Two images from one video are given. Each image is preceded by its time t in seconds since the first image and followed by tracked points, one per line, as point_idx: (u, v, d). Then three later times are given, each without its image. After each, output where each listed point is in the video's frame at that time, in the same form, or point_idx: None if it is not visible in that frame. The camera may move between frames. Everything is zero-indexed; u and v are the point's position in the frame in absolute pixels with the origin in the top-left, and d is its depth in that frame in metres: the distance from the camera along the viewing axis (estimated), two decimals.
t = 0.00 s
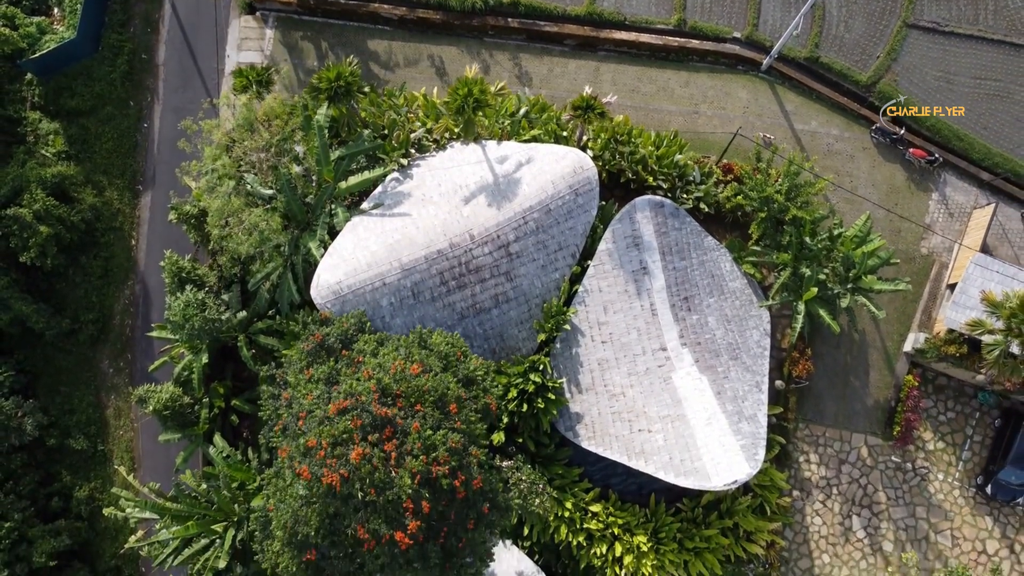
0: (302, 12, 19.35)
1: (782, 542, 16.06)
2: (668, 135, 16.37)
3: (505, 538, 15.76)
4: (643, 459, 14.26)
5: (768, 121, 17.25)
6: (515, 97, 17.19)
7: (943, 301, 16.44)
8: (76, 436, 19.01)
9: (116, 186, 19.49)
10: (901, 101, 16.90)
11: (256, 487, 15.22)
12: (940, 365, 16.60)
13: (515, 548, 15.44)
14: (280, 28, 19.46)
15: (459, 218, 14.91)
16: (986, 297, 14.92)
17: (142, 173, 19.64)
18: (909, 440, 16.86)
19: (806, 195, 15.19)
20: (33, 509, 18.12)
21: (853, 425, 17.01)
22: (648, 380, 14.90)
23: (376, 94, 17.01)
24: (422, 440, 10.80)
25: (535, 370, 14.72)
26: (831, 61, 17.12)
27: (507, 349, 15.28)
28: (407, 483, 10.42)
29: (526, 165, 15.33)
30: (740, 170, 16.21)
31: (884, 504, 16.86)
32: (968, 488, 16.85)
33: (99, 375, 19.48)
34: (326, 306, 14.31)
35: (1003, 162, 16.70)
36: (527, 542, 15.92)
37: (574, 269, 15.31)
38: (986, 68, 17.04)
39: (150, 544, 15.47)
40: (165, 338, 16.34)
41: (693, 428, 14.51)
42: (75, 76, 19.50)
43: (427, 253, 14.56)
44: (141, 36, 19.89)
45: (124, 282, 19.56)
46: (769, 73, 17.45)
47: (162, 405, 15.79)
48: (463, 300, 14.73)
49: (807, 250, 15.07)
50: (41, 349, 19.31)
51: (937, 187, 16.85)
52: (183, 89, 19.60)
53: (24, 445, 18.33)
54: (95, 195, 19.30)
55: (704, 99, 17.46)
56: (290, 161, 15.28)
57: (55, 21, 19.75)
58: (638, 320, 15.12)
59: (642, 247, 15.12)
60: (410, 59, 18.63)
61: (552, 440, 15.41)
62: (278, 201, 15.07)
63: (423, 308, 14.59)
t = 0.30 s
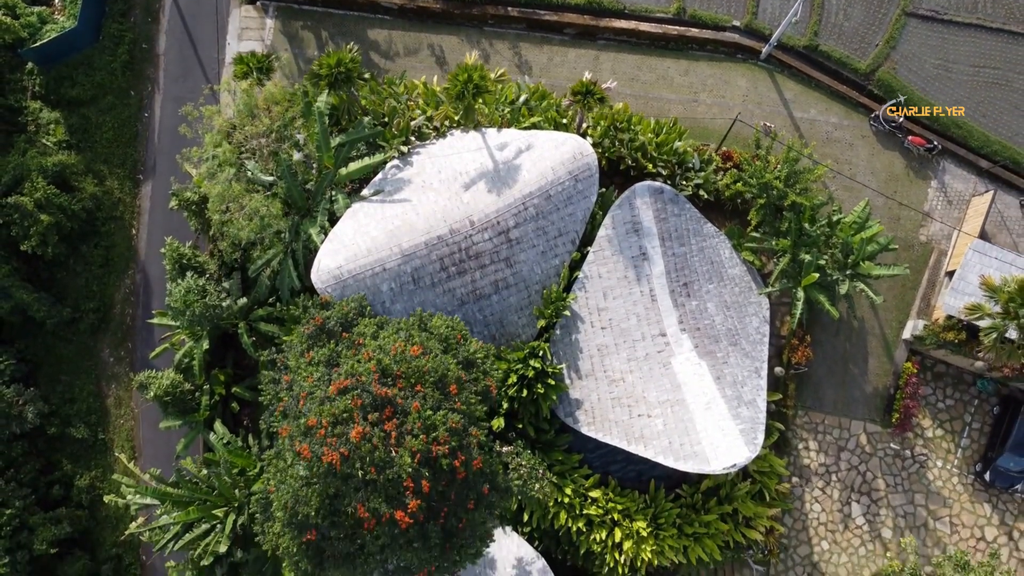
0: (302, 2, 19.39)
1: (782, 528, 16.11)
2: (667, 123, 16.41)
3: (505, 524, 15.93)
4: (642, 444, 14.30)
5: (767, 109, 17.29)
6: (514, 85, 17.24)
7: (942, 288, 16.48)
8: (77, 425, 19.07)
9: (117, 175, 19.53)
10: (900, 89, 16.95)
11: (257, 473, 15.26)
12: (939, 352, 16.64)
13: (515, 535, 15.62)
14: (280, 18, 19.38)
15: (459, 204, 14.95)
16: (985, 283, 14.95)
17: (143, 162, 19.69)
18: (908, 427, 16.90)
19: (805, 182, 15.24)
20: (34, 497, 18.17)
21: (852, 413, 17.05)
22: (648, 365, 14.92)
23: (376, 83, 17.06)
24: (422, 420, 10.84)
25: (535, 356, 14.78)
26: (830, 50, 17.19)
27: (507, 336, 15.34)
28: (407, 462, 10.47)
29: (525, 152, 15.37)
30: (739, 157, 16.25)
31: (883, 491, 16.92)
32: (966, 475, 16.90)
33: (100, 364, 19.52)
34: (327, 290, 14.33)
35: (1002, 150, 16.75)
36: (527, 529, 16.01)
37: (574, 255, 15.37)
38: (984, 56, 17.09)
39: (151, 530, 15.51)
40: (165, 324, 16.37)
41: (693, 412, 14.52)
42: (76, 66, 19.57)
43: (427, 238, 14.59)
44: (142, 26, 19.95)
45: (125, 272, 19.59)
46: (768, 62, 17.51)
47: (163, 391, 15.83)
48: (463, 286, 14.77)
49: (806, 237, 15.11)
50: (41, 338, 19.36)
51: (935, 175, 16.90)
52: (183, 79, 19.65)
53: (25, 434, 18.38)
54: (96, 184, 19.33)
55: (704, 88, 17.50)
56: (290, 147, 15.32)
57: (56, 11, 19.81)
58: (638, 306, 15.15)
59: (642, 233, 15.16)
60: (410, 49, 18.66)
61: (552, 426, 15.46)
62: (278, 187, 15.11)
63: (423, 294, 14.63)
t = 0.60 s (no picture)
0: None
1: (781, 514, 16.18)
2: (667, 110, 16.46)
3: (505, 510, 16.06)
4: (642, 428, 14.36)
5: (766, 97, 17.35)
6: (515, 73, 17.29)
7: (940, 275, 16.55)
8: (78, 414, 19.15)
9: (118, 165, 19.60)
10: (899, 76, 17.01)
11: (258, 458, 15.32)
12: (938, 339, 16.70)
13: (515, 520, 15.76)
14: (281, 8, 19.52)
15: (459, 190, 15.01)
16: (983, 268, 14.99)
17: (144, 151, 19.75)
18: (907, 414, 16.96)
19: (804, 167, 15.29)
20: (36, 485, 18.23)
21: (851, 400, 17.10)
22: (647, 350, 14.96)
23: (377, 71, 17.12)
24: (422, 399, 10.89)
25: (535, 342, 14.85)
26: (829, 38, 17.26)
27: (508, 322, 15.43)
28: (408, 440, 10.52)
29: (525, 138, 15.43)
30: (738, 144, 16.30)
31: (882, 477, 16.98)
32: (965, 462, 16.96)
33: (101, 353, 19.58)
34: (328, 275, 14.37)
35: (1000, 137, 16.81)
36: (527, 514, 16.09)
37: (574, 242, 15.45)
38: (983, 44, 17.16)
39: (152, 515, 15.57)
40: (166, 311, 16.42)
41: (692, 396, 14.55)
42: (77, 55, 19.62)
43: (427, 224, 14.63)
44: (143, 16, 20.02)
45: (125, 261, 19.65)
46: (767, 50, 17.58)
47: (164, 377, 15.89)
48: (463, 272, 14.83)
49: (805, 223, 15.17)
50: (42, 327, 19.41)
51: (934, 162, 16.96)
52: (183, 69, 19.72)
53: (27, 421, 18.46)
54: (97, 173, 19.38)
55: (703, 76, 17.55)
56: (291, 133, 15.37)
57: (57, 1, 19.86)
58: (637, 291, 15.20)
59: (642, 218, 15.21)
60: (410, 38, 18.72)
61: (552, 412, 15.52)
62: (279, 173, 15.17)
63: (424, 279, 14.69)
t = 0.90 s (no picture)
0: None
1: (779, 499, 16.26)
2: (666, 97, 16.53)
3: (505, 496, 16.15)
4: (642, 412, 14.44)
5: (765, 85, 17.42)
6: (514, 61, 17.36)
7: (939, 262, 16.61)
8: (79, 401, 19.24)
9: (120, 154, 19.68)
10: (897, 64, 17.09)
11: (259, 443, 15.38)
12: (936, 326, 16.78)
13: (515, 506, 15.86)
14: None
15: (460, 176, 15.07)
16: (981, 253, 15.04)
17: (145, 140, 19.83)
18: (905, 400, 17.03)
19: (803, 153, 15.37)
20: (37, 471, 18.30)
21: (850, 386, 17.16)
22: (647, 335, 15.02)
23: (377, 58, 17.19)
24: (423, 378, 10.95)
25: (535, 327, 14.93)
26: (828, 26, 17.36)
27: (508, 308, 15.51)
28: (408, 417, 10.59)
29: (525, 125, 15.49)
30: (738, 131, 16.35)
31: (881, 464, 17.05)
32: (963, 448, 17.02)
33: (102, 341, 19.66)
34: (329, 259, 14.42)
35: (998, 125, 16.88)
36: (527, 499, 16.17)
37: (574, 227, 15.53)
38: (981, 32, 17.25)
39: (154, 500, 15.64)
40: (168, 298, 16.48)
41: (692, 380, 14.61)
42: (78, 44, 19.70)
43: (427, 209, 14.69)
44: (144, 5, 20.13)
45: (127, 250, 19.72)
46: (766, 38, 17.66)
47: (166, 362, 15.95)
48: (463, 257, 14.90)
49: (805, 208, 15.26)
50: (44, 315, 19.47)
51: (933, 149, 17.03)
52: (184, 58, 19.86)
53: (29, 409, 18.54)
54: (98, 161, 19.46)
55: (703, 64, 17.62)
56: (292, 118, 15.42)
57: None
58: (637, 276, 15.25)
59: (641, 203, 15.28)
60: (410, 27, 18.78)
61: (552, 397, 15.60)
62: (281, 159, 15.25)
63: (424, 264, 14.76)
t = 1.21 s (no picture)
0: None
1: (778, 483, 16.33)
2: (666, 83, 16.58)
3: (505, 481, 16.21)
4: (641, 396, 14.52)
5: (764, 72, 17.49)
6: (514, 48, 17.43)
7: (937, 248, 16.68)
8: (80, 389, 19.31)
9: (120, 142, 19.77)
10: (896, 52, 17.20)
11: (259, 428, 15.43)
12: (934, 312, 16.84)
13: (515, 491, 15.93)
14: None
15: (460, 161, 15.14)
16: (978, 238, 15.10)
17: (146, 129, 19.91)
18: (904, 386, 17.09)
19: (801, 138, 15.44)
20: (39, 458, 18.36)
21: (849, 372, 17.23)
22: (646, 319, 15.07)
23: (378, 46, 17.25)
24: (423, 356, 11.01)
25: (534, 312, 15.01)
26: (826, 13, 17.50)
27: (508, 293, 15.58)
28: (409, 394, 10.65)
29: (525, 110, 15.55)
30: (737, 118, 16.40)
31: (879, 449, 17.11)
32: (961, 434, 17.10)
33: (103, 329, 19.72)
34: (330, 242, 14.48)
35: (996, 112, 16.96)
36: (527, 484, 16.24)
37: (574, 213, 15.61)
38: (979, 19, 17.36)
39: (155, 484, 15.71)
40: (169, 283, 16.54)
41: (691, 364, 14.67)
42: (79, 33, 19.86)
43: (427, 194, 14.75)
44: None
45: (128, 238, 19.78)
46: (765, 26, 17.75)
47: (167, 347, 16.00)
48: (463, 242, 14.96)
49: (803, 193, 15.33)
50: (45, 303, 19.53)
51: (931, 136, 17.10)
52: (185, 47, 20.00)
53: (30, 396, 18.61)
54: (99, 150, 19.56)
55: (702, 52, 17.69)
56: (292, 103, 15.50)
57: None
58: (636, 261, 15.31)
59: (641, 188, 15.33)
60: (410, 15, 18.84)
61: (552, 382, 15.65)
62: (282, 144, 15.33)
63: (424, 249, 14.82)
